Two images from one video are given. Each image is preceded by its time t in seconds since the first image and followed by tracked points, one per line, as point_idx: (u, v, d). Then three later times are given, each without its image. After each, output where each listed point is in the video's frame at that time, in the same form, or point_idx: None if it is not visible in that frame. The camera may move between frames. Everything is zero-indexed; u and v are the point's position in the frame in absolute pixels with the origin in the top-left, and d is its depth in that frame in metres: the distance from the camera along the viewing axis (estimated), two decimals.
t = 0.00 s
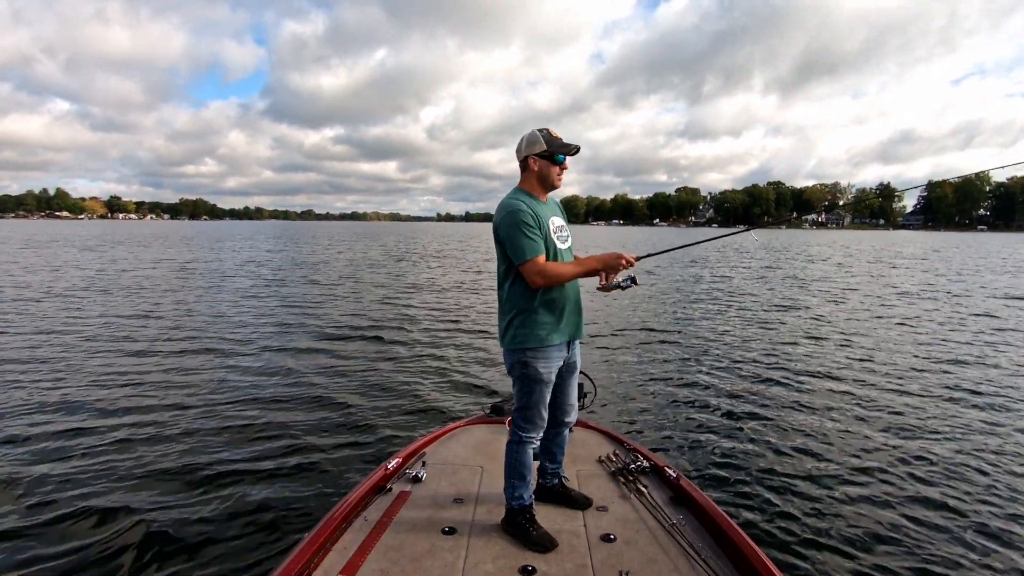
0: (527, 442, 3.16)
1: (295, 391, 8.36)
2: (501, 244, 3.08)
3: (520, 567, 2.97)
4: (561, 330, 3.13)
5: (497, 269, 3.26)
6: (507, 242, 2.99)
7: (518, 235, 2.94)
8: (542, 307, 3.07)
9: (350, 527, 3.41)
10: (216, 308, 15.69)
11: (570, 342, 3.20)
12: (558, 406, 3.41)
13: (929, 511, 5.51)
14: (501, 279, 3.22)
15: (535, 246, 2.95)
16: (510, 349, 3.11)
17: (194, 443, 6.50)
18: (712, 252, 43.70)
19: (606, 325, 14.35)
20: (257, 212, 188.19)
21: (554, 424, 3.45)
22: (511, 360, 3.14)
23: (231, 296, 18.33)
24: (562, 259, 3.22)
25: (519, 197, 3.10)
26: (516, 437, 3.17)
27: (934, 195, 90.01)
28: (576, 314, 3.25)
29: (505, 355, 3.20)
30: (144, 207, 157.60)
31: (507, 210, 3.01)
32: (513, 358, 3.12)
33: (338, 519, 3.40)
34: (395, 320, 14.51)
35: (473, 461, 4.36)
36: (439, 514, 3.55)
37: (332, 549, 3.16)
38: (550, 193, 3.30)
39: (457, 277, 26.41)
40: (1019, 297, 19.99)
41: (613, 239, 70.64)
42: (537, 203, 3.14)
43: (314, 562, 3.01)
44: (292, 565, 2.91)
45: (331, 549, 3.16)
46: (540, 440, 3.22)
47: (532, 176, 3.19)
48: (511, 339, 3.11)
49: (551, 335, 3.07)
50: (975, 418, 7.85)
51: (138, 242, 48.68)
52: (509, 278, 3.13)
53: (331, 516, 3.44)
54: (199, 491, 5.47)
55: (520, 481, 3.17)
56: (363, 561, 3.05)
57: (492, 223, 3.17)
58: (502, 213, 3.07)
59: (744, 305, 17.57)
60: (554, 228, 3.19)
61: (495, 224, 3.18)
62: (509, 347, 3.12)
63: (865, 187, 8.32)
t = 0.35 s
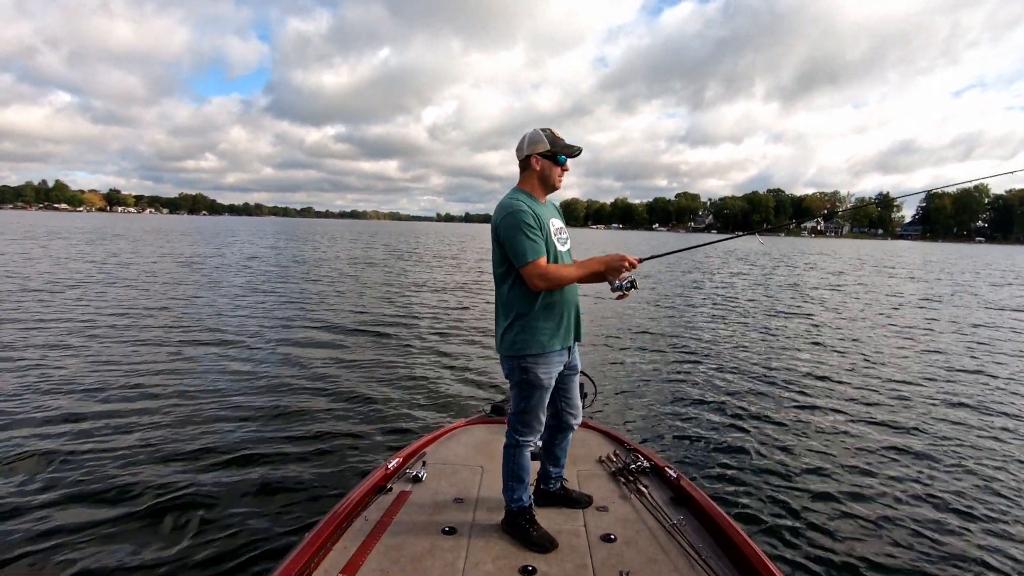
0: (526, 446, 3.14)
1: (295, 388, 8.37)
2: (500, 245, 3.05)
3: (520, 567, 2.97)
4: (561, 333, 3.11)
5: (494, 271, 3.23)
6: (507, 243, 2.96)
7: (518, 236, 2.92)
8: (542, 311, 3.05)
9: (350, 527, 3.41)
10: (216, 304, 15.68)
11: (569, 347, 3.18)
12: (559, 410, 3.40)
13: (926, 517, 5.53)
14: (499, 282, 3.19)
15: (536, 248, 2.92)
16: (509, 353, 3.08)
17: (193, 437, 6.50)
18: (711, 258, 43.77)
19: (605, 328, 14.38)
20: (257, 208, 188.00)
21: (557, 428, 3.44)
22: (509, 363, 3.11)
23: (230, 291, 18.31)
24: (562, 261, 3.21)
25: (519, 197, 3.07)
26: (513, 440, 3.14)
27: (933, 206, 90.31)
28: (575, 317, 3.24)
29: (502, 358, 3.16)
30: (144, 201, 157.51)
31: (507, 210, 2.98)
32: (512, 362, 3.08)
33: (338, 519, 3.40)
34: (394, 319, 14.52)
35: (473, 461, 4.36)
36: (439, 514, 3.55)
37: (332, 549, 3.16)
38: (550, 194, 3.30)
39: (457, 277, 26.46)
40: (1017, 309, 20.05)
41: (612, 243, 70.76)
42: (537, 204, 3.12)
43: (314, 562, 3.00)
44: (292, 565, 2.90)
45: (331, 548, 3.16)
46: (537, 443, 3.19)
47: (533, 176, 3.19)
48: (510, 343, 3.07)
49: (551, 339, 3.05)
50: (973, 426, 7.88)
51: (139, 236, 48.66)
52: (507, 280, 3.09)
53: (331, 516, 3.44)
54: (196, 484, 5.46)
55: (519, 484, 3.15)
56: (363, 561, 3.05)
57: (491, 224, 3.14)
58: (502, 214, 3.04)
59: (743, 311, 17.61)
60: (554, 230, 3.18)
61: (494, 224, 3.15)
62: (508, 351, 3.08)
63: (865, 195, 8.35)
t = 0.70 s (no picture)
0: (525, 448, 3.14)
1: (295, 389, 8.37)
2: (493, 247, 3.05)
3: (520, 567, 2.97)
4: (558, 334, 3.12)
5: (488, 274, 3.22)
6: (500, 246, 2.96)
7: (511, 238, 2.92)
8: (538, 312, 3.05)
9: (350, 527, 3.40)
10: (216, 306, 15.67)
11: (566, 347, 3.18)
12: (557, 411, 3.40)
13: (927, 515, 5.53)
14: (494, 284, 3.18)
15: (529, 250, 2.92)
16: (506, 356, 3.07)
17: (194, 439, 6.50)
18: (711, 257, 43.78)
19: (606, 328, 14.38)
20: (256, 211, 188.26)
21: (553, 429, 3.43)
22: (507, 366, 3.10)
23: (230, 293, 18.33)
24: (556, 262, 3.21)
25: (511, 198, 3.07)
26: (511, 442, 3.13)
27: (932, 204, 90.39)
28: (571, 318, 3.24)
29: (499, 361, 3.16)
30: (144, 204, 157.52)
31: (500, 212, 2.98)
32: (509, 365, 3.08)
33: (338, 519, 3.40)
34: (395, 319, 14.52)
35: (473, 461, 4.36)
36: (439, 514, 3.55)
37: (332, 549, 3.15)
38: (542, 194, 3.30)
39: (457, 278, 26.48)
40: (1017, 306, 20.02)
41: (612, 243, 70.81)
42: (529, 205, 3.12)
43: (314, 562, 3.00)
44: (292, 565, 2.90)
45: (331, 548, 3.15)
46: (536, 444, 3.18)
47: (525, 176, 3.19)
48: (507, 345, 3.07)
49: (548, 340, 3.05)
50: (973, 424, 7.88)
51: (140, 239, 48.73)
52: (502, 282, 3.09)
53: (330, 516, 3.44)
54: (197, 487, 5.46)
55: (518, 485, 3.15)
56: (363, 561, 3.05)
57: (484, 226, 3.14)
58: (494, 216, 3.04)
59: (744, 310, 17.62)
60: (547, 230, 3.18)
61: (487, 226, 3.15)
62: (505, 353, 3.07)
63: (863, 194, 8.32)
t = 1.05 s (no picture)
0: (524, 448, 3.13)
1: (296, 390, 8.36)
2: (490, 248, 3.04)
3: (520, 567, 2.97)
4: (555, 334, 3.11)
5: (485, 274, 3.21)
6: (497, 246, 2.95)
7: (508, 238, 2.91)
8: (535, 313, 3.05)
9: (350, 527, 3.41)
10: (216, 309, 15.65)
11: (563, 347, 3.17)
12: (555, 411, 3.40)
13: (930, 510, 5.51)
14: (490, 285, 3.18)
15: (526, 250, 2.91)
16: (505, 356, 3.06)
17: (193, 440, 6.49)
18: (711, 254, 43.78)
19: (606, 326, 14.36)
20: (255, 213, 188.29)
21: (551, 429, 3.43)
22: (505, 366, 3.10)
23: (230, 295, 18.34)
24: (553, 262, 3.20)
25: (508, 199, 3.07)
26: (510, 442, 3.13)
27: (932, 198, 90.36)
28: (568, 318, 3.24)
29: (497, 362, 3.15)
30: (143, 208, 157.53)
31: (497, 213, 2.97)
32: (508, 365, 3.08)
33: (338, 519, 3.40)
34: (395, 319, 14.53)
35: (473, 461, 4.36)
36: (439, 514, 3.55)
37: (332, 549, 3.16)
38: (538, 194, 3.29)
39: (457, 277, 26.44)
40: (1018, 299, 19.98)
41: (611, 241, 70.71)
42: (526, 206, 3.12)
43: (314, 562, 3.00)
44: (292, 566, 2.90)
45: (331, 548, 3.16)
46: (535, 444, 3.18)
47: (521, 176, 3.18)
48: (505, 346, 3.06)
49: (545, 340, 3.05)
50: (975, 418, 7.88)
51: (140, 243, 48.80)
52: (500, 282, 3.08)
53: (331, 516, 3.44)
54: (198, 485, 5.45)
55: (517, 485, 3.15)
56: (363, 561, 3.05)
57: (480, 227, 3.14)
58: (491, 217, 3.03)
59: (744, 305, 17.60)
60: (543, 231, 3.17)
61: (483, 227, 3.14)
62: (504, 354, 3.07)
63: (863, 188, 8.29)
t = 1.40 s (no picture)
0: (526, 447, 3.13)
1: (296, 389, 8.36)
2: (494, 247, 3.04)
3: (520, 567, 2.97)
4: (556, 333, 3.11)
5: (487, 273, 3.21)
6: (501, 245, 2.94)
7: (512, 238, 2.90)
8: (538, 312, 3.04)
9: (350, 527, 3.41)
10: (216, 307, 15.63)
11: (565, 346, 3.17)
12: (555, 410, 3.40)
13: (930, 510, 5.52)
14: (493, 284, 3.17)
15: (530, 250, 2.91)
16: (506, 355, 3.06)
17: (194, 440, 6.49)
18: (711, 252, 43.75)
19: (607, 325, 14.37)
20: (255, 211, 187.98)
21: (552, 428, 3.43)
22: (507, 365, 3.09)
23: (229, 294, 18.32)
24: (555, 263, 3.20)
25: (511, 198, 3.06)
26: (512, 442, 3.13)
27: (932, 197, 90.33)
28: (570, 318, 3.24)
29: (499, 361, 3.14)
30: (143, 206, 157.32)
31: (500, 212, 2.97)
32: (509, 364, 3.07)
33: (338, 519, 3.40)
34: (395, 318, 14.51)
35: (473, 461, 4.35)
36: (439, 514, 3.55)
37: (332, 549, 3.16)
38: (541, 193, 3.29)
39: (458, 276, 26.44)
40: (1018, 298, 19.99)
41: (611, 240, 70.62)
42: (529, 205, 3.11)
43: (314, 562, 3.00)
44: (292, 565, 2.91)
45: (331, 548, 3.16)
46: (536, 444, 3.18)
47: (525, 175, 3.17)
48: (507, 345, 3.06)
49: (547, 340, 3.05)
50: (974, 417, 7.89)
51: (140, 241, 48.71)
52: (502, 282, 3.07)
53: (331, 516, 3.44)
54: (197, 488, 5.43)
55: (518, 484, 3.15)
56: (363, 561, 3.05)
57: (483, 226, 3.13)
58: (495, 216, 3.03)
59: (744, 305, 17.59)
60: (546, 231, 3.17)
61: (486, 226, 3.13)
62: (505, 353, 3.06)
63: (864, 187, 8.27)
